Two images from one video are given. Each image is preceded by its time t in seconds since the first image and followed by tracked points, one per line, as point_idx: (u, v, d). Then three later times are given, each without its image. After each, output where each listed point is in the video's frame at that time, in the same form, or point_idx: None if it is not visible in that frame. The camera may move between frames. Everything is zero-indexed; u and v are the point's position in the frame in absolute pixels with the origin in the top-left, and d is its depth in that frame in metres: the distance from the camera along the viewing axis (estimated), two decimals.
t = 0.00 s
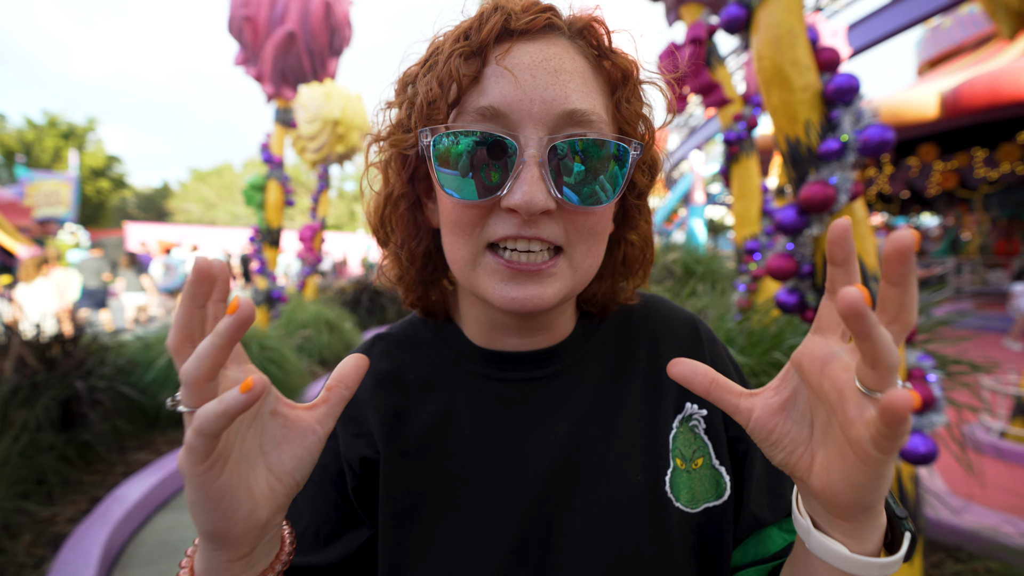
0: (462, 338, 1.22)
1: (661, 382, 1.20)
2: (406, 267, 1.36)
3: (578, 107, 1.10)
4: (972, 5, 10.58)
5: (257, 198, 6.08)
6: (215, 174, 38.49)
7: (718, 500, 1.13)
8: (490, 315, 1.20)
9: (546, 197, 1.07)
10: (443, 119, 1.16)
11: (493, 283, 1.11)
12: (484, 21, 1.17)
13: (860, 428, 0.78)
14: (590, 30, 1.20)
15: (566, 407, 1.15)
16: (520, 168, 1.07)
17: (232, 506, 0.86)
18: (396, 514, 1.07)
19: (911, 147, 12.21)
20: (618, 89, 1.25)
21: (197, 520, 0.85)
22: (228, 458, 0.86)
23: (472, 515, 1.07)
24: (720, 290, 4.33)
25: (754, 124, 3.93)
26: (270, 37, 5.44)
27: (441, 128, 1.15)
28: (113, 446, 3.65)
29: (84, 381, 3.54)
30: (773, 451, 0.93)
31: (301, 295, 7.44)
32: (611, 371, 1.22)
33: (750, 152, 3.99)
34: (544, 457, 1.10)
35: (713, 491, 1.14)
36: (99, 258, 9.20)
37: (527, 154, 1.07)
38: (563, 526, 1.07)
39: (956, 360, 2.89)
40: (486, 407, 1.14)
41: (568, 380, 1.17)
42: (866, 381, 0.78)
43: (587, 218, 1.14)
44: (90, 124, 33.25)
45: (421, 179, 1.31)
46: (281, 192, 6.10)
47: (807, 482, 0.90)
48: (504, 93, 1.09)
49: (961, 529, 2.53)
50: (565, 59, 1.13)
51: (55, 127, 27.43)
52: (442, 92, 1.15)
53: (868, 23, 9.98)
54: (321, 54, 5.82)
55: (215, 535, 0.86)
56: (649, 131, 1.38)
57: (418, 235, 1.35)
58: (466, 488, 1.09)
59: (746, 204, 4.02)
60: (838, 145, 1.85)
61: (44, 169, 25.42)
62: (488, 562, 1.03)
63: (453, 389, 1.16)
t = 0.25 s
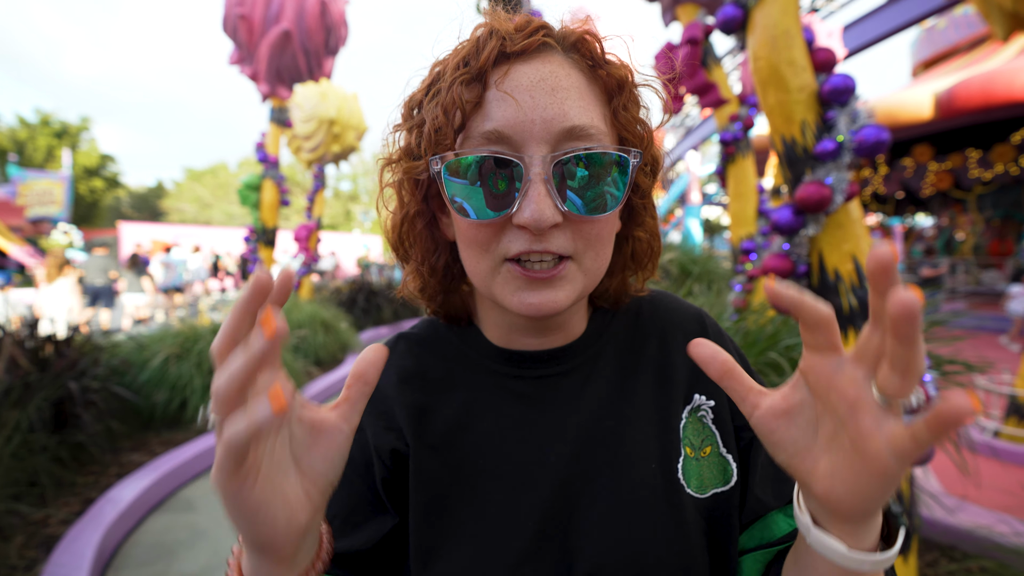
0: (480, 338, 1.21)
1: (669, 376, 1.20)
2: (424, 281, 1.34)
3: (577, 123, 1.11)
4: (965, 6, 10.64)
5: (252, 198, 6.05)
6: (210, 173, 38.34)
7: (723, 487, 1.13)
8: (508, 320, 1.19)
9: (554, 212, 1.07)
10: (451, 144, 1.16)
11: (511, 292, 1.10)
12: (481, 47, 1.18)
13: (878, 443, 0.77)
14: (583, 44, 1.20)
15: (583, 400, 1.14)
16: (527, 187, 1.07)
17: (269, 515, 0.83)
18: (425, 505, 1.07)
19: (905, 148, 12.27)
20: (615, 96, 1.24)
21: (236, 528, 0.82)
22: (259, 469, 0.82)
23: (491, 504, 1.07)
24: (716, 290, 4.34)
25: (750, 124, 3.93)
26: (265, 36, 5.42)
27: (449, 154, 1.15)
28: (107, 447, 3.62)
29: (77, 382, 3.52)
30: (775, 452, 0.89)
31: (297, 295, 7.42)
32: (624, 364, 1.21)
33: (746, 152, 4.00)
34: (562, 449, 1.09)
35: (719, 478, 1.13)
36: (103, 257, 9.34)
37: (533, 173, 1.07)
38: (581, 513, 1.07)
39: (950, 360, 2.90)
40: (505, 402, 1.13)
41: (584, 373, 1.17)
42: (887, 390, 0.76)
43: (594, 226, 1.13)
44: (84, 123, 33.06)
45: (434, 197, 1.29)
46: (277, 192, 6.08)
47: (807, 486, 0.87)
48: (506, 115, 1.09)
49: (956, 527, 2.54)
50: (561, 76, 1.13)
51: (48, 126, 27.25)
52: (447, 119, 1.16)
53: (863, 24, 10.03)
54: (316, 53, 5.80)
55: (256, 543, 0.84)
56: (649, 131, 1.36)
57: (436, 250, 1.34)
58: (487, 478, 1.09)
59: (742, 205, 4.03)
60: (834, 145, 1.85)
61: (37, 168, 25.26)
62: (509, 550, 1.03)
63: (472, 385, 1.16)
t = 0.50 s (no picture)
0: (503, 341, 1.20)
1: (687, 384, 1.18)
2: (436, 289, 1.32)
3: (567, 117, 1.11)
4: (960, 8, 10.70)
5: (247, 196, 6.02)
6: (205, 171, 38.18)
7: (735, 504, 1.16)
8: (527, 314, 1.18)
9: (557, 199, 1.07)
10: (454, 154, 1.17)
11: (528, 283, 1.09)
12: (469, 63, 1.18)
13: None
14: (566, 48, 1.19)
15: (599, 406, 1.12)
16: (527, 178, 1.07)
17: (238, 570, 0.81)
18: (445, 500, 1.07)
19: (900, 148, 12.35)
20: (602, 91, 1.23)
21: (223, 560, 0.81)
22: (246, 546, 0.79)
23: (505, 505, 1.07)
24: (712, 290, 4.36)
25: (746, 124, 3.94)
26: (260, 33, 5.40)
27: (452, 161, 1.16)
28: (101, 446, 3.60)
29: (70, 381, 3.50)
30: None
31: (292, 293, 7.40)
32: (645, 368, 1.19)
33: (741, 153, 4.01)
34: (579, 454, 1.09)
35: (730, 495, 1.16)
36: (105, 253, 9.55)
37: (531, 166, 1.07)
38: (594, 517, 1.07)
39: (943, 360, 2.93)
40: (523, 403, 1.12)
41: (602, 377, 1.15)
42: None
43: (598, 208, 1.12)
44: (78, 119, 32.86)
45: (448, 213, 1.29)
46: (272, 190, 6.06)
47: None
48: (501, 118, 1.10)
49: (947, 526, 2.56)
50: (548, 78, 1.13)
51: (41, 123, 27.07)
52: (448, 131, 1.17)
53: (858, 25, 10.07)
54: (312, 51, 5.78)
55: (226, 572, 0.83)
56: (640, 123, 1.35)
57: (448, 258, 1.33)
58: (504, 478, 1.09)
59: (737, 205, 4.04)
60: (829, 147, 1.86)
61: (30, 165, 25.12)
62: (522, 551, 1.04)
63: (491, 386, 1.15)
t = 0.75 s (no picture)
0: (524, 324, 1.22)
1: (700, 380, 1.16)
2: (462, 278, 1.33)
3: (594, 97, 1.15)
4: (954, 10, 10.76)
5: (241, 194, 5.99)
6: (199, 168, 37.99)
7: (734, 507, 1.15)
8: (547, 301, 1.20)
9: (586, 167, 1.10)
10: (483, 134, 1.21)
11: (557, 274, 1.10)
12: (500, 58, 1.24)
13: None
14: (591, 47, 1.26)
15: (608, 394, 1.13)
16: (558, 148, 1.10)
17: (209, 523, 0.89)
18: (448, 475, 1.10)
19: (893, 149, 12.42)
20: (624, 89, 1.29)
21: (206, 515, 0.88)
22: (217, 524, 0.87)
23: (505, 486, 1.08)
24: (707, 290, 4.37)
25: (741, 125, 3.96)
26: (255, 31, 5.38)
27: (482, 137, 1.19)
28: (93, 445, 3.58)
29: (63, 380, 3.48)
30: None
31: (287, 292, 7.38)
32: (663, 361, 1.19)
33: (736, 153, 4.01)
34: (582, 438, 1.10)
35: (732, 496, 1.15)
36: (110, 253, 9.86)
37: (563, 135, 1.10)
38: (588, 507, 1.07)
39: (936, 360, 2.95)
40: (536, 382, 1.14)
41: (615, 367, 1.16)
42: None
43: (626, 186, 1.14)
44: (69, 116, 32.54)
45: (475, 204, 1.33)
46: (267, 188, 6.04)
47: None
48: (531, 99, 1.14)
49: (938, 526, 2.59)
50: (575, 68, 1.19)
51: (33, 119, 26.83)
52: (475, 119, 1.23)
53: (853, 26, 10.12)
54: (308, 49, 5.76)
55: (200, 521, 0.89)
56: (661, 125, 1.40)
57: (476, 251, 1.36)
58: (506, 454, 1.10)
59: (732, 205, 4.06)
60: (822, 149, 1.87)
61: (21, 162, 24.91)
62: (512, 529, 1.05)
63: (508, 364, 1.18)
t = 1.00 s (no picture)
0: (525, 327, 1.21)
1: (700, 391, 1.14)
2: (479, 271, 1.31)
3: (616, 108, 1.10)
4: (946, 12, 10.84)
5: (236, 192, 5.97)
6: (192, 166, 37.82)
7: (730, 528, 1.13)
8: (555, 303, 1.19)
9: (597, 188, 1.08)
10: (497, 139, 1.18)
11: (560, 269, 1.10)
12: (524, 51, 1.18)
13: None
14: (620, 42, 1.19)
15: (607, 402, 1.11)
16: (569, 166, 1.08)
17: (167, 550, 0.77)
18: (439, 479, 1.07)
19: (887, 151, 12.50)
20: (651, 87, 1.22)
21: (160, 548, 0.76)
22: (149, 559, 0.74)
23: (495, 496, 1.06)
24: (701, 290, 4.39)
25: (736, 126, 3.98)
26: (250, 29, 5.36)
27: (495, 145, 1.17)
28: (86, 445, 3.56)
29: (56, 379, 3.46)
30: None
31: (281, 291, 7.35)
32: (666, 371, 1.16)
33: (732, 155, 4.03)
34: (579, 446, 1.08)
35: (728, 518, 1.13)
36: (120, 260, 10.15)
37: (575, 154, 1.08)
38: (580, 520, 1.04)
39: (928, 361, 2.97)
40: (536, 386, 1.13)
41: (616, 375, 1.14)
42: None
43: (639, 204, 1.11)
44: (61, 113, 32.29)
45: (489, 193, 1.30)
46: (262, 187, 6.02)
47: None
48: (550, 107, 1.10)
49: (929, 525, 2.61)
50: (600, 70, 1.13)
51: (25, 116, 26.62)
52: (494, 117, 1.18)
53: (847, 28, 10.17)
54: (303, 47, 5.75)
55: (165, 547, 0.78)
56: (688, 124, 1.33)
57: (492, 241, 1.34)
58: (500, 461, 1.08)
59: (727, 206, 4.08)
60: (816, 150, 1.87)
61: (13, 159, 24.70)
62: (501, 540, 1.02)
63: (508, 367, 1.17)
